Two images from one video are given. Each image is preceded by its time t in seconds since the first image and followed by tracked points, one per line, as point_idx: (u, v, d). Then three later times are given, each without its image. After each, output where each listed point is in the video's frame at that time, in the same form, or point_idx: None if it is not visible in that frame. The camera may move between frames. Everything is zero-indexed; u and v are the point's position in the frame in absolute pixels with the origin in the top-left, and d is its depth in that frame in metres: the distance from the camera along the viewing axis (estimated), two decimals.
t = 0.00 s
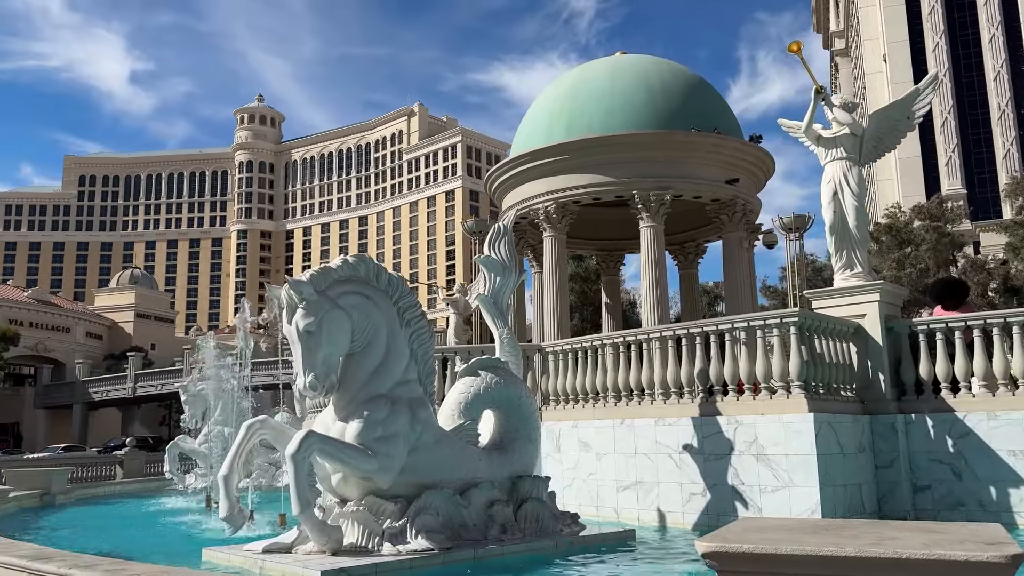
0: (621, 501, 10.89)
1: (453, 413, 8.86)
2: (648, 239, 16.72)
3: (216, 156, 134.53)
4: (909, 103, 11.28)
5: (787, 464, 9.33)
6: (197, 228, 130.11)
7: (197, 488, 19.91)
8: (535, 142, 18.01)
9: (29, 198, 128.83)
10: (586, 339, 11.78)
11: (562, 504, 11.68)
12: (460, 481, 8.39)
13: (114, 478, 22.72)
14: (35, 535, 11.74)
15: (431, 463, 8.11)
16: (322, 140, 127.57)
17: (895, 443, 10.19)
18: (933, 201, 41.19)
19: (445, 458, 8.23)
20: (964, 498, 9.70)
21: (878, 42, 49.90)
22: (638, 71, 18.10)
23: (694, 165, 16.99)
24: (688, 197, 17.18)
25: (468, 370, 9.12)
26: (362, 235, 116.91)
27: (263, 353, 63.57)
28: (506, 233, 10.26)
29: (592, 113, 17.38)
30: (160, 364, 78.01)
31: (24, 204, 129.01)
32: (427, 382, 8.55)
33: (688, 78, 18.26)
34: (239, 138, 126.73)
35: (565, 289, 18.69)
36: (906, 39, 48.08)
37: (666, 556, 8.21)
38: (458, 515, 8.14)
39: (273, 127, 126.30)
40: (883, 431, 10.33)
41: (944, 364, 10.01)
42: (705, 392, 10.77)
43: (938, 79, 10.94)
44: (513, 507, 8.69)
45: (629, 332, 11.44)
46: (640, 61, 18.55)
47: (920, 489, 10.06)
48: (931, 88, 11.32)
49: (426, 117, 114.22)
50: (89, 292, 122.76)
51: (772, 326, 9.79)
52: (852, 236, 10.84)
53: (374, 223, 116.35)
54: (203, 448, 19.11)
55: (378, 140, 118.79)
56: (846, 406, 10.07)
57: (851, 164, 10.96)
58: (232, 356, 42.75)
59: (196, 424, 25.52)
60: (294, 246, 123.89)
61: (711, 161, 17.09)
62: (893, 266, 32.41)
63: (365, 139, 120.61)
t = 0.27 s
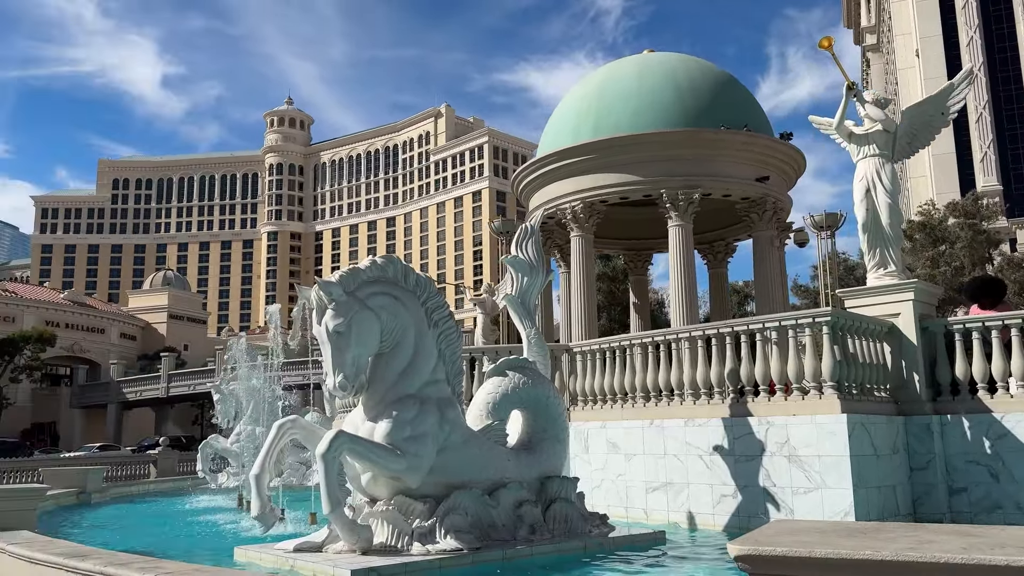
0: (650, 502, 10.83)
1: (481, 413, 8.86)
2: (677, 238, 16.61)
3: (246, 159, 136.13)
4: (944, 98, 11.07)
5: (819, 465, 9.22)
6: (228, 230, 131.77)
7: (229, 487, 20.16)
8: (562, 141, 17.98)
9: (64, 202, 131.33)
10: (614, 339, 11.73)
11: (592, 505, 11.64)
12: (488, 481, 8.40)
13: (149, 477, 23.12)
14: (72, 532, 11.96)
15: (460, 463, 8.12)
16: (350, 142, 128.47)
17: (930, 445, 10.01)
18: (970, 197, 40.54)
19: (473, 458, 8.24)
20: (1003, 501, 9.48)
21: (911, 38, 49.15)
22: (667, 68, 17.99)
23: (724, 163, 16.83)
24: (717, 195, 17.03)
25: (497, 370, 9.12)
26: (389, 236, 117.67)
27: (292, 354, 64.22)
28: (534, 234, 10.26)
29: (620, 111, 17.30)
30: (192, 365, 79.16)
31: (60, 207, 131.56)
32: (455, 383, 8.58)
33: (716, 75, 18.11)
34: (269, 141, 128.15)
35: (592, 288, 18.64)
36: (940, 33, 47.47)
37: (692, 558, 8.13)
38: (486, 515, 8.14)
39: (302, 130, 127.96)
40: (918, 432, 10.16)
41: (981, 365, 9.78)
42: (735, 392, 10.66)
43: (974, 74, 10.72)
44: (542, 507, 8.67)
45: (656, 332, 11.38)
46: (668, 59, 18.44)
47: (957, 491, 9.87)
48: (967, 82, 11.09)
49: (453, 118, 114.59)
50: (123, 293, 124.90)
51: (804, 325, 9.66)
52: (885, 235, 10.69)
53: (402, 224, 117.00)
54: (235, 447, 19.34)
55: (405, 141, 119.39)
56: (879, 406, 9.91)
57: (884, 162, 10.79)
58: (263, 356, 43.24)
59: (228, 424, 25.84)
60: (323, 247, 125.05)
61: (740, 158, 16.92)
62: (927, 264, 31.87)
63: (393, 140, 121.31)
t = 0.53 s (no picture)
0: (681, 503, 10.76)
1: (510, 413, 8.86)
2: (706, 237, 16.47)
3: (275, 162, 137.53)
4: (981, 92, 10.84)
5: (853, 466, 9.09)
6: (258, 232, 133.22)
7: (261, 485, 20.36)
8: (589, 141, 17.92)
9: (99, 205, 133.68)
10: (644, 338, 11.67)
11: (622, 506, 11.59)
12: (518, 481, 8.40)
13: (182, 476, 23.45)
14: (107, 530, 12.16)
15: (490, 463, 8.14)
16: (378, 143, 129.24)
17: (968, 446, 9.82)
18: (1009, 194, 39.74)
19: (503, 458, 8.24)
20: None
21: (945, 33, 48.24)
22: (695, 66, 17.85)
23: (754, 160, 16.66)
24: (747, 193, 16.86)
25: (525, 370, 9.11)
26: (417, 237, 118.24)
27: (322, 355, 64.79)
28: (562, 233, 10.24)
29: (648, 110, 17.20)
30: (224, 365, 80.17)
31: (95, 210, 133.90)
32: (484, 383, 8.58)
33: (745, 72, 17.93)
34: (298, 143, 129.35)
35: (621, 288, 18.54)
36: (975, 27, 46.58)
37: (724, 560, 8.05)
38: (516, 515, 8.14)
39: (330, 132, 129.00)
40: (954, 433, 9.97)
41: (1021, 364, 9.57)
42: (767, 392, 10.54)
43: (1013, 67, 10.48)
44: (571, 507, 8.64)
45: (686, 331, 11.29)
46: (697, 56, 18.30)
47: (995, 493, 9.66)
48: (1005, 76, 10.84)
49: (480, 119, 114.77)
50: (157, 295, 126.87)
51: (837, 324, 9.52)
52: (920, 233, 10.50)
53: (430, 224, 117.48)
54: (266, 446, 19.53)
55: (432, 142, 119.82)
56: (915, 407, 9.74)
57: (919, 158, 10.59)
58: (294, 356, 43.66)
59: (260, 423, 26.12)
60: (351, 248, 125.98)
61: (770, 155, 16.74)
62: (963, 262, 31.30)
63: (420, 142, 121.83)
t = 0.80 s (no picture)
0: (713, 504, 10.66)
1: (540, 412, 8.85)
2: (737, 235, 16.32)
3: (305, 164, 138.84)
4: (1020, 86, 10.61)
5: (888, 467, 8.95)
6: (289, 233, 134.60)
7: (293, 484, 20.52)
8: (618, 140, 17.84)
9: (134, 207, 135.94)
10: (673, 338, 11.59)
11: (653, 507, 11.52)
12: (548, 481, 8.38)
13: (215, 475, 23.78)
14: (143, 527, 12.35)
15: (520, 462, 8.14)
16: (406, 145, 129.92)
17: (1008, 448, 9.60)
18: None
19: (533, 458, 8.24)
20: None
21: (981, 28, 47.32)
22: (725, 63, 17.69)
23: (785, 158, 16.46)
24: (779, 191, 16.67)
25: (554, 370, 9.09)
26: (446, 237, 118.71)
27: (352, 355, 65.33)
28: (591, 233, 10.21)
29: (677, 108, 17.09)
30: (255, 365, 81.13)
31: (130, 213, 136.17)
32: (513, 383, 8.57)
33: (776, 68, 17.74)
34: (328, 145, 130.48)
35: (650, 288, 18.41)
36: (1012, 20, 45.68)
37: (757, 562, 7.97)
38: (547, 515, 8.12)
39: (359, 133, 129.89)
40: (993, 434, 9.77)
41: None
42: (800, 392, 10.40)
43: None
44: (602, 508, 8.61)
45: (717, 331, 11.19)
46: (726, 53, 18.14)
47: None
48: None
49: (508, 120, 114.91)
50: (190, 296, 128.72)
51: (872, 323, 9.37)
52: (956, 231, 10.32)
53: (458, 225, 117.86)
54: (298, 445, 19.72)
55: (460, 143, 120.18)
56: (952, 407, 9.56)
57: (956, 154, 10.40)
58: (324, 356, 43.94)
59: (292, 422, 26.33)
60: (380, 248, 126.79)
61: (802, 152, 16.53)
62: (1000, 260, 30.70)
63: (448, 143, 122.27)
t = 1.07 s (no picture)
0: (747, 506, 10.55)
1: (570, 412, 8.84)
2: (770, 234, 16.14)
3: (336, 166, 140.08)
4: None
5: (927, 468, 8.80)
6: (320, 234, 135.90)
7: (325, 482, 20.70)
8: (647, 139, 17.74)
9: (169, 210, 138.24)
10: (705, 338, 11.49)
11: (685, 508, 11.43)
12: (579, 481, 8.37)
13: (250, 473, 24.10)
14: (181, 525, 12.57)
15: (552, 462, 8.13)
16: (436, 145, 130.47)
17: None
18: None
19: (564, 458, 8.22)
20: None
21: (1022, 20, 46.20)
22: (757, 60, 17.51)
23: (818, 154, 16.25)
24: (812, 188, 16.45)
25: (585, 370, 9.07)
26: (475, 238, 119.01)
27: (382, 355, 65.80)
28: (621, 232, 10.18)
29: (708, 106, 16.95)
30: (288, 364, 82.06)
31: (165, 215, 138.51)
32: (544, 383, 8.57)
33: (808, 64, 17.52)
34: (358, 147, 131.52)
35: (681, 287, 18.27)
36: None
37: (791, 564, 7.88)
38: (578, 515, 8.11)
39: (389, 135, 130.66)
40: None
41: None
42: (835, 392, 10.26)
43: None
44: (634, 508, 8.57)
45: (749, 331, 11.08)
46: (758, 50, 17.97)
47: None
48: None
49: (537, 119, 114.86)
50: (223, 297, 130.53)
51: (909, 322, 9.21)
52: (996, 227, 10.11)
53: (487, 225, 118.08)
54: (330, 444, 19.89)
55: (489, 144, 120.39)
56: (992, 407, 9.37)
57: (995, 149, 10.20)
58: (356, 356, 44.32)
59: (325, 421, 26.60)
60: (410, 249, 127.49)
61: (836, 149, 16.31)
62: None
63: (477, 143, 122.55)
